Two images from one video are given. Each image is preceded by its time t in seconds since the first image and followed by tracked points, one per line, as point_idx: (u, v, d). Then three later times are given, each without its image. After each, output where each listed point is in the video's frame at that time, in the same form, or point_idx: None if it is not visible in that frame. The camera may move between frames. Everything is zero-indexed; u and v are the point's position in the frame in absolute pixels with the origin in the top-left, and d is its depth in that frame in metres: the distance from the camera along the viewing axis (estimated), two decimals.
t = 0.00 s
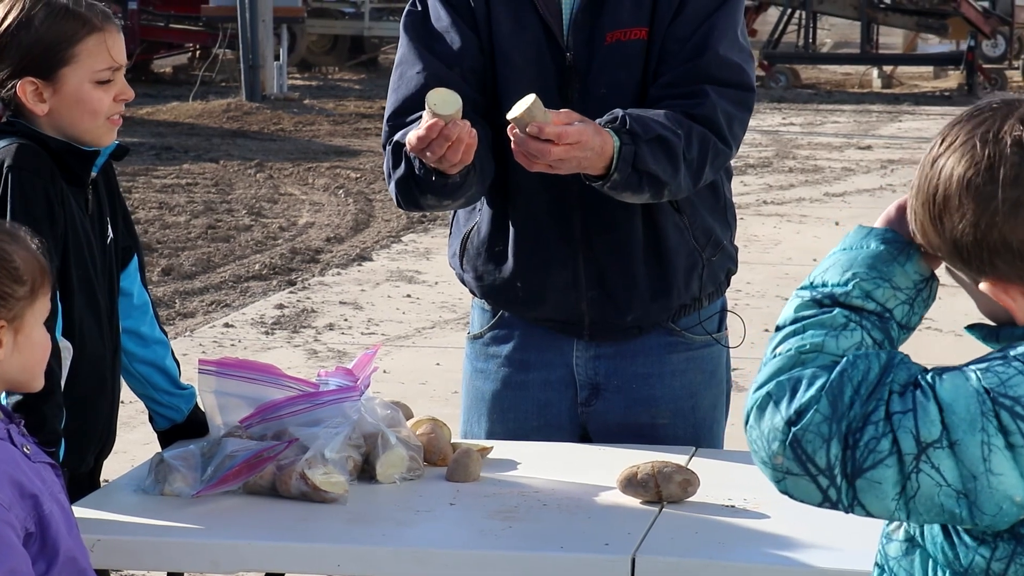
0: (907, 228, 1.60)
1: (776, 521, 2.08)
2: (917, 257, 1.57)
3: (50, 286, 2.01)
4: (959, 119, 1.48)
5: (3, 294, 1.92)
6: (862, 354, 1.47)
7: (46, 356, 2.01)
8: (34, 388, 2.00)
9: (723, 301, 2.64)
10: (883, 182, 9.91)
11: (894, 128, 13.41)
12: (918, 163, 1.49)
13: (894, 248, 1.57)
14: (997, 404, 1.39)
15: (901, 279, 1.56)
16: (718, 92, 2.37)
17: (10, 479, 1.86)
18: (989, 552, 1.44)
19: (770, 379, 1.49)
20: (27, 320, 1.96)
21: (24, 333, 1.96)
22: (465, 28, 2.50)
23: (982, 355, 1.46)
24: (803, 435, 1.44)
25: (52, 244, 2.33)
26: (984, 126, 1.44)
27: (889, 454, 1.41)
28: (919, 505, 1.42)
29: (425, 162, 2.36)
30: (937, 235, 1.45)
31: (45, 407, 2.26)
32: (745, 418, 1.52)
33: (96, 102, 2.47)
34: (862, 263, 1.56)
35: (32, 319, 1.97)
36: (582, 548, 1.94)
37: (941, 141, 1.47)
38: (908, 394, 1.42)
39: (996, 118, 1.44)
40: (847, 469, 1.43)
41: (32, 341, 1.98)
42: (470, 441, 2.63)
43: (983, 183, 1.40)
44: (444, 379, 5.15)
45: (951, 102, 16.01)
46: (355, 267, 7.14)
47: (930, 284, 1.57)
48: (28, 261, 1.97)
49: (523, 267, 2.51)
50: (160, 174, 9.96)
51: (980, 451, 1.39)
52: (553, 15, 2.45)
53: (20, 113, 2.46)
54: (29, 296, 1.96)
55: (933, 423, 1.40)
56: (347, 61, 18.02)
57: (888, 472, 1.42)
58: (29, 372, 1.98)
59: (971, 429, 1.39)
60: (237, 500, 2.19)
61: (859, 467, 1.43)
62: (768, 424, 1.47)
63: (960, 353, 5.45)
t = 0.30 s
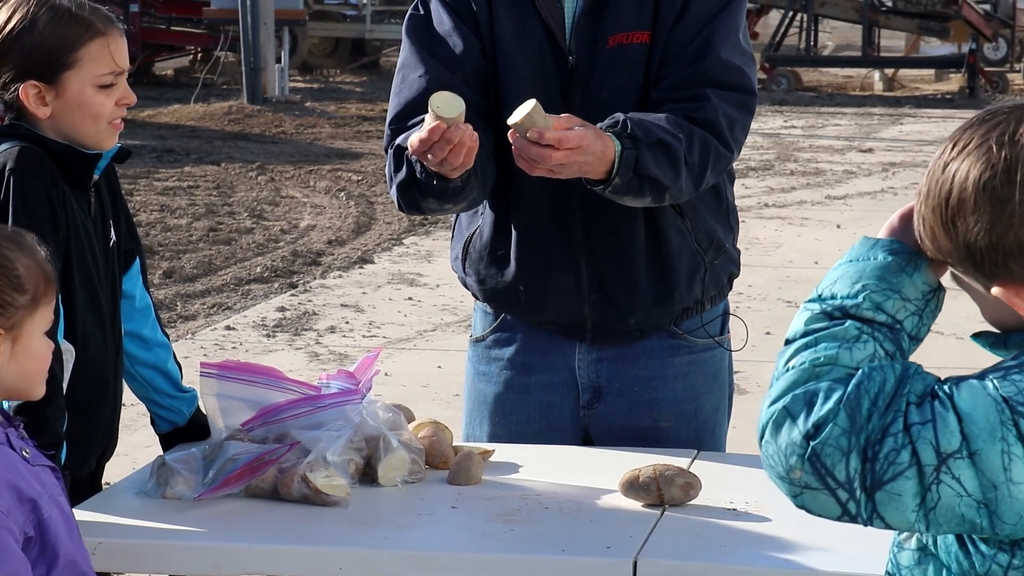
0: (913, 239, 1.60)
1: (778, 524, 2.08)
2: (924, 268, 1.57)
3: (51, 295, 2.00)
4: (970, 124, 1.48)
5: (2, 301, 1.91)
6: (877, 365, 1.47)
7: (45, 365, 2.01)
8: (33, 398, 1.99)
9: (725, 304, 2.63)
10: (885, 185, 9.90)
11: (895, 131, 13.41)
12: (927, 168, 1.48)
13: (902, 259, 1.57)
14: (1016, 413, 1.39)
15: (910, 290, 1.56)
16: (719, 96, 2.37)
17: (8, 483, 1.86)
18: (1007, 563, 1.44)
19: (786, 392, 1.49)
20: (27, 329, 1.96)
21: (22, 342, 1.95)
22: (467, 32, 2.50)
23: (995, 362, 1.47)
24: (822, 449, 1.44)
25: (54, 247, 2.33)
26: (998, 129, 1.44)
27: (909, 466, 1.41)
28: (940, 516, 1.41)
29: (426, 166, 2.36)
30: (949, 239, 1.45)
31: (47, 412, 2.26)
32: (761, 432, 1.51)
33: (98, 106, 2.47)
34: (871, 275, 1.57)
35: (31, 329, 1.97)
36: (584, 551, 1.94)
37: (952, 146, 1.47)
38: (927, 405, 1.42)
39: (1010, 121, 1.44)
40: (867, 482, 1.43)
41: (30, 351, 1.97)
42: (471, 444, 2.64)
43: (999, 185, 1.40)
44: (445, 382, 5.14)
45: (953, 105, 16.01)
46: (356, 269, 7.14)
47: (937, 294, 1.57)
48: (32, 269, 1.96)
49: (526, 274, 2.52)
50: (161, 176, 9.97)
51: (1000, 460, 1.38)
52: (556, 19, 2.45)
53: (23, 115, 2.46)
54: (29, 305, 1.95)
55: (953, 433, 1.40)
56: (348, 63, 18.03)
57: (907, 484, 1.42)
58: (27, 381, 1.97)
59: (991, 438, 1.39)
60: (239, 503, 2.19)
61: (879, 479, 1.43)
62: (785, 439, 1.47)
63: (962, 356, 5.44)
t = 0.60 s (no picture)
0: (915, 247, 1.60)
1: (779, 527, 2.07)
2: (928, 275, 1.57)
3: (54, 298, 2.00)
4: (971, 127, 1.49)
5: (3, 305, 1.91)
6: (885, 372, 1.47)
7: (47, 368, 2.01)
8: (35, 401, 1.99)
9: (727, 308, 2.63)
10: (886, 188, 9.90)
11: (897, 134, 13.41)
12: (928, 172, 1.49)
13: (905, 267, 1.58)
14: None
15: (914, 298, 1.56)
16: (722, 105, 2.37)
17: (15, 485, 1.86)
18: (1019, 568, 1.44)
19: (795, 402, 1.49)
20: (27, 332, 1.96)
21: (23, 345, 1.95)
22: (469, 38, 2.50)
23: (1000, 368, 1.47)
24: (833, 458, 1.44)
25: (57, 251, 2.33)
26: (999, 131, 1.45)
27: (922, 473, 1.41)
28: (952, 522, 1.41)
29: (424, 175, 2.36)
30: (952, 242, 1.45)
31: (49, 416, 2.26)
32: (769, 443, 1.51)
33: (102, 110, 2.47)
34: (875, 283, 1.57)
35: (33, 332, 1.96)
36: (587, 554, 1.94)
37: (953, 150, 1.47)
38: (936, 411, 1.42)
39: (1011, 123, 1.45)
40: (879, 489, 1.43)
41: (31, 354, 1.97)
42: (473, 447, 2.64)
43: (1002, 185, 1.41)
44: (447, 385, 5.14)
45: (954, 108, 16.00)
46: (358, 272, 7.14)
47: (941, 301, 1.57)
48: (33, 271, 1.96)
49: (529, 279, 2.51)
50: (163, 179, 9.97)
51: (1012, 464, 1.39)
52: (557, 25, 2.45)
53: (26, 118, 2.46)
54: (30, 308, 1.95)
55: (965, 439, 1.40)
56: (350, 66, 18.05)
57: (919, 490, 1.41)
58: (28, 384, 1.97)
59: (1002, 442, 1.39)
60: (241, 506, 2.19)
61: (891, 486, 1.43)
62: (795, 448, 1.47)
63: (964, 359, 5.44)
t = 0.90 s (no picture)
0: (916, 254, 1.60)
1: (781, 529, 2.07)
2: (927, 281, 1.57)
3: (57, 300, 2.00)
4: (972, 132, 1.49)
5: (5, 307, 1.91)
6: (885, 383, 1.47)
7: (49, 370, 2.01)
8: (37, 403, 1.99)
9: (727, 310, 2.63)
10: (888, 190, 9.90)
11: (898, 136, 13.41)
12: (929, 178, 1.49)
13: (904, 274, 1.57)
14: None
15: (914, 305, 1.56)
16: (723, 107, 2.37)
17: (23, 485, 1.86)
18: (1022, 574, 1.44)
19: (796, 415, 1.49)
20: (30, 334, 1.96)
21: (26, 347, 1.95)
22: (470, 41, 2.50)
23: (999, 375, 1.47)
24: (835, 470, 1.43)
25: (60, 252, 2.33)
26: (999, 136, 1.45)
27: (924, 482, 1.41)
28: (955, 529, 1.42)
29: (420, 171, 2.37)
30: (954, 247, 1.45)
31: (50, 418, 2.26)
32: (771, 455, 1.51)
33: (105, 112, 2.47)
34: (874, 291, 1.57)
35: (35, 334, 1.96)
36: (588, 556, 1.93)
37: (955, 155, 1.47)
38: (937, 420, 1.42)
39: (1011, 129, 1.45)
40: (882, 499, 1.43)
41: (34, 356, 1.97)
42: (474, 449, 2.64)
43: (1003, 190, 1.41)
44: (448, 387, 5.14)
45: (956, 110, 16.00)
46: (359, 274, 7.14)
47: (940, 307, 1.57)
48: (36, 273, 1.96)
49: (529, 285, 2.51)
50: (165, 180, 9.98)
51: (1013, 471, 1.39)
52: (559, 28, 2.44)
53: (29, 120, 2.46)
54: (33, 310, 1.95)
55: (966, 448, 1.40)
56: (352, 68, 18.06)
57: (922, 499, 1.41)
58: (30, 387, 1.97)
59: (1003, 449, 1.39)
60: (243, 508, 2.19)
61: (893, 496, 1.42)
62: (797, 461, 1.46)
63: (965, 361, 5.43)
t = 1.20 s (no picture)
0: (913, 260, 1.61)
1: (782, 531, 2.07)
2: (923, 285, 1.58)
3: (59, 301, 2.00)
4: (965, 139, 1.49)
5: (6, 308, 1.91)
6: (884, 381, 1.47)
7: (51, 372, 2.00)
8: (41, 404, 1.99)
9: (727, 313, 2.63)
10: (889, 192, 9.89)
11: (900, 138, 13.41)
12: (924, 187, 1.49)
13: (900, 278, 1.58)
14: None
15: (911, 308, 1.56)
16: (725, 108, 2.37)
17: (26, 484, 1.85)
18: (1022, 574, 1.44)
19: (796, 414, 1.49)
20: (32, 335, 1.95)
21: (28, 348, 1.95)
22: (469, 44, 2.50)
23: (997, 376, 1.47)
24: (835, 467, 1.43)
25: (60, 253, 2.34)
26: (991, 142, 1.45)
27: (923, 479, 1.41)
28: (955, 527, 1.41)
29: (413, 167, 2.38)
30: (950, 254, 1.45)
31: (50, 418, 2.26)
32: (772, 455, 1.51)
33: (105, 114, 2.47)
34: (871, 294, 1.57)
35: (37, 335, 1.96)
36: (589, 558, 1.93)
37: (948, 162, 1.48)
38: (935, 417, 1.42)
39: (1004, 135, 1.46)
40: (882, 497, 1.43)
41: (35, 358, 1.97)
42: (474, 451, 2.64)
43: (996, 196, 1.41)
44: (449, 389, 5.14)
45: (957, 112, 16.00)
46: (360, 275, 7.15)
47: (937, 311, 1.58)
48: (37, 275, 1.96)
49: (529, 284, 2.51)
50: (166, 182, 9.99)
51: (1012, 468, 1.38)
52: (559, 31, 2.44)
53: (30, 122, 2.46)
54: (35, 311, 1.95)
55: (964, 444, 1.40)
56: (353, 69, 18.08)
57: (922, 496, 1.41)
58: (32, 388, 1.97)
59: (1001, 447, 1.39)
60: (243, 509, 2.19)
61: (894, 494, 1.42)
62: (797, 459, 1.47)
63: (966, 364, 5.43)
